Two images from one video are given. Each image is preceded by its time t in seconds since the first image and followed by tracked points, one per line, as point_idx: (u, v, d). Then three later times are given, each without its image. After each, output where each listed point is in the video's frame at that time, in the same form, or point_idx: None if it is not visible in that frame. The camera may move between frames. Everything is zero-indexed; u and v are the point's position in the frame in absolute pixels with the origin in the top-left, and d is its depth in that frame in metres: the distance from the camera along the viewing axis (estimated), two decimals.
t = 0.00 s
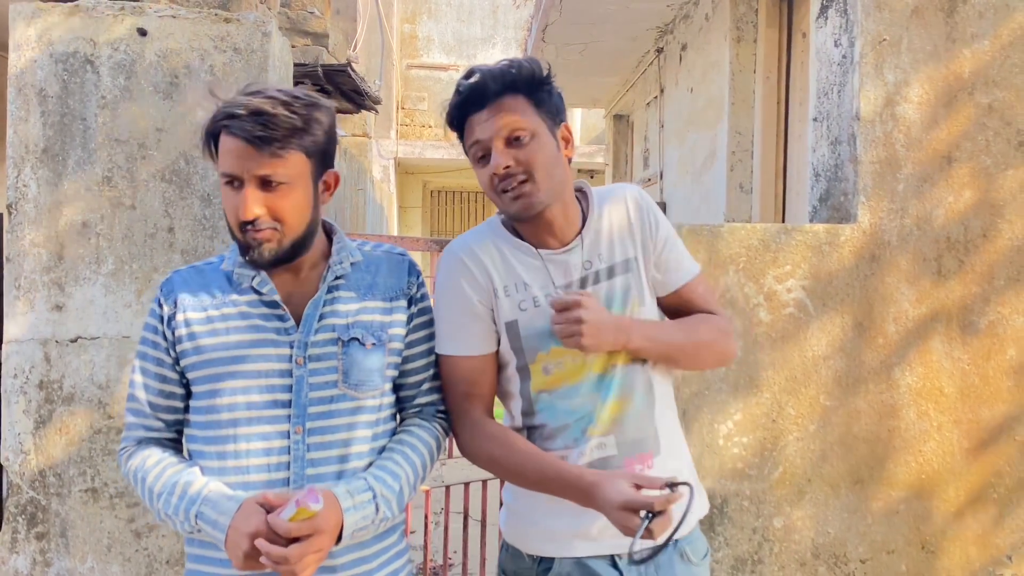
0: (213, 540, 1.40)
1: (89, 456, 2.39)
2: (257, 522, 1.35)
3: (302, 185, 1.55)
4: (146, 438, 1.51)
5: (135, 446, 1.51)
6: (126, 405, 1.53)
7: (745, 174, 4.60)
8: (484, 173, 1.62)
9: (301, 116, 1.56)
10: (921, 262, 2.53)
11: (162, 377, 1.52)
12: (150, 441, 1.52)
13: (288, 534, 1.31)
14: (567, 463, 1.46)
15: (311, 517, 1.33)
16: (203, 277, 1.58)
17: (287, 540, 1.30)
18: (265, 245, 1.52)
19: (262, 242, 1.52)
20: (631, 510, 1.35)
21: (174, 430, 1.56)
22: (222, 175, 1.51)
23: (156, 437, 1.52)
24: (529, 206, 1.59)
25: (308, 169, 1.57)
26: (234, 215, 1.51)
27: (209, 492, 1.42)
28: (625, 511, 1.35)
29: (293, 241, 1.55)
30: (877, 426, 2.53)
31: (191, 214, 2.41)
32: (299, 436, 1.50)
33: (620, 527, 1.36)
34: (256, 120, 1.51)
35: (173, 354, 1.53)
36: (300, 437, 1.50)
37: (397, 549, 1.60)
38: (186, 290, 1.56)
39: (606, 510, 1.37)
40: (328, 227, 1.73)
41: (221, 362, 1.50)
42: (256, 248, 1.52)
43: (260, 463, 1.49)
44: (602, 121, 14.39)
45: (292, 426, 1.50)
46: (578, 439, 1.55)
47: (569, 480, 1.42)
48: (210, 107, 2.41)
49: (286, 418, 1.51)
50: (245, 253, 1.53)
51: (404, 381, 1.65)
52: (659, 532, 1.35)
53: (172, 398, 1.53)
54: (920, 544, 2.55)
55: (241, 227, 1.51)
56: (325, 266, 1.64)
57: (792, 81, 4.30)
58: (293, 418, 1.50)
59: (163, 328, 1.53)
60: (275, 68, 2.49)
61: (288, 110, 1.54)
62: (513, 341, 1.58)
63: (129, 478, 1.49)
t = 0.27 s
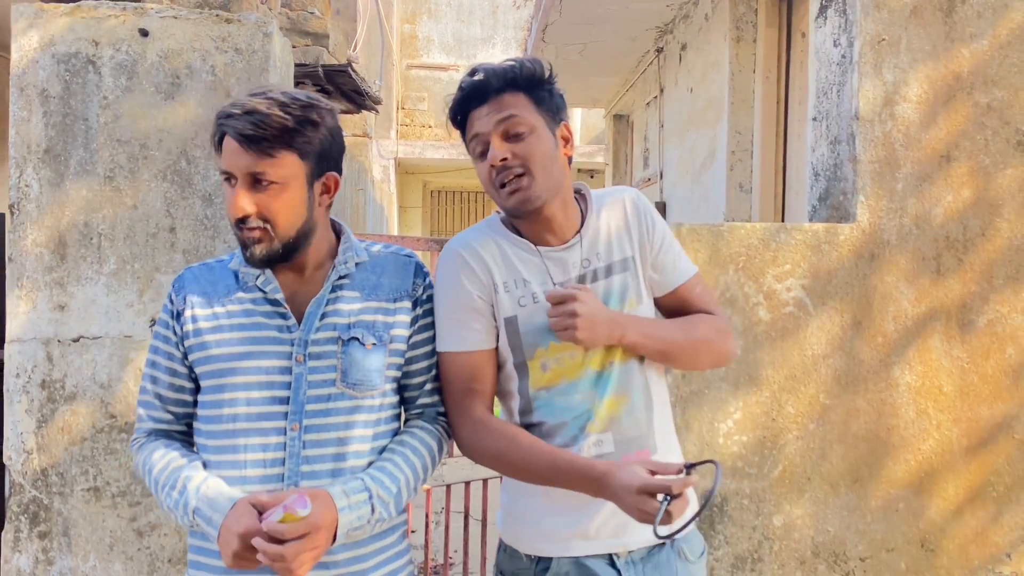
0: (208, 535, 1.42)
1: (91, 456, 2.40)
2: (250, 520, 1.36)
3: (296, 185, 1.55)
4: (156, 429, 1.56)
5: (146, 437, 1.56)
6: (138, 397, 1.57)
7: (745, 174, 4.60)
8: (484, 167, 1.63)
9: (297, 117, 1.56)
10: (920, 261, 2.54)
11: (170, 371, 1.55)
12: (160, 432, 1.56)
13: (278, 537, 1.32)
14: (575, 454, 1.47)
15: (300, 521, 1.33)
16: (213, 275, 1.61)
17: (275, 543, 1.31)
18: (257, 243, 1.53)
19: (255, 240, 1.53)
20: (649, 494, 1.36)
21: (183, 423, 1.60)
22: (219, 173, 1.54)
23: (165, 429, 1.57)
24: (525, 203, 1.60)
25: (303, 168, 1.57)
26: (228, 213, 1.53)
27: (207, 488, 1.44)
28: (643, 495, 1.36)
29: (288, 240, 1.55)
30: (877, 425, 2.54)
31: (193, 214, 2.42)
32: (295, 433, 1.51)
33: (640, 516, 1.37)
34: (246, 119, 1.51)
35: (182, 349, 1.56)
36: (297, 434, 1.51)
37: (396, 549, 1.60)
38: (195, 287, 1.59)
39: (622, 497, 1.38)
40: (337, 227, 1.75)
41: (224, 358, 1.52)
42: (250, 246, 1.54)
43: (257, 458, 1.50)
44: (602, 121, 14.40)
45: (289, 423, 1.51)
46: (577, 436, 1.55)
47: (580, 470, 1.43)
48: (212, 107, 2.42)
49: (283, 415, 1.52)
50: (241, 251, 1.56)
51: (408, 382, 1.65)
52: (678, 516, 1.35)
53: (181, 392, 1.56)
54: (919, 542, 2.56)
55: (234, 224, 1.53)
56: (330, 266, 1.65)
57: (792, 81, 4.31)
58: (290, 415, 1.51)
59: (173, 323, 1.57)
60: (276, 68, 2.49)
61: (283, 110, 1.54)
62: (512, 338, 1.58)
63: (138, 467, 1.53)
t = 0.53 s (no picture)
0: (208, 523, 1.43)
1: (94, 454, 2.40)
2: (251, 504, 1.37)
3: (291, 183, 1.57)
4: (160, 420, 1.56)
5: (150, 427, 1.57)
6: (144, 387, 1.58)
7: (746, 172, 4.60)
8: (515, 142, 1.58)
9: (294, 116, 1.56)
10: (922, 259, 2.54)
11: (177, 361, 1.56)
12: (164, 423, 1.57)
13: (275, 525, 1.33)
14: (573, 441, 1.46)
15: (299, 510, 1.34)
16: (220, 270, 1.62)
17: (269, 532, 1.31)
18: (251, 237, 1.57)
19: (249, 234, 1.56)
20: (648, 474, 1.35)
21: (188, 415, 1.60)
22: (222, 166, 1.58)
23: (170, 420, 1.57)
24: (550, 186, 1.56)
25: (298, 165, 1.58)
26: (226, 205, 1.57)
27: (207, 477, 1.44)
28: (642, 475, 1.35)
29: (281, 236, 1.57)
30: (878, 422, 2.54)
31: (195, 213, 2.42)
32: (296, 425, 1.51)
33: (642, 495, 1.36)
34: (244, 116, 1.53)
35: (188, 340, 1.57)
36: (297, 426, 1.51)
37: (394, 544, 1.60)
38: (203, 281, 1.61)
39: (621, 481, 1.37)
40: (343, 224, 1.75)
41: (228, 351, 1.53)
42: (246, 239, 1.58)
43: (258, 449, 1.51)
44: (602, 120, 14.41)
45: (290, 415, 1.52)
46: (578, 428, 1.56)
47: (578, 456, 1.41)
48: (214, 106, 2.42)
49: (284, 407, 1.52)
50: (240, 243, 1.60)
51: (410, 380, 1.66)
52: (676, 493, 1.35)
53: (187, 383, 1.57)
54: (921, 539, 2.56)
55: (233, 216, 1.57)
56: (333, 264, 1.65)
57: (792, 80, 4.31)
58: (291, 408, 1.52)
59: (180, 315, 1.58)
60: (278, 67, 2.50)
61: (281, 109, 1.55)
62: (512, 332, 1.57)
63: (142, 457, 1.54)
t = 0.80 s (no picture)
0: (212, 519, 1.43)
1: (96, 454, 2.41)
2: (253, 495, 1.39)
3: (323, 186, 1.58)
4: (162, 419, 1.57)
5: (152, 426, 1.57)
6: (145, 387, 1.58)
7: (746, 172, 4.60)
8: (483, 145, 1.66)
9: (323, 120, 1.59)
10: (921, 257, 2.55)
11: (178, 361, 1.57)
12: (166, 422, 1.57)
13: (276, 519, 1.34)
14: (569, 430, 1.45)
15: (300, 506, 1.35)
16: (220, 270, 1.63)
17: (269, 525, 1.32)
18: (286, 241, 1.55)
19: (291, 239, 1.55)
20: (645, 463, 1.36)
21: (189, 414, 1.61)
22: (248, 173, 1.53)
23: (171, 420, 1.57)
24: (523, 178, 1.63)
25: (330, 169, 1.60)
26: (259, 214, 1.53)
27: (209, 474, 1.44)
28: (639, 464, 1.36)
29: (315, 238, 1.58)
30: (878, 421, 2.55)
31: (196, 213, 2.43)
32: (298, 420, 1.52)
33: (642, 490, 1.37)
34: (285, 124, 1.53)
35: (189, 339, 1.58)
36: (299, 421, 1.52)
37: (395, 538, 1.61)
38: (203, 281, 1.61)
39: (619, 469, 1.37)
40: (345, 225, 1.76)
41: (228, 348, 1.54)
42: (282, 245, 1.55)
43: (259, 445, 1.51)
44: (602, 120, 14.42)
45: (291, 410, 1.52)
46: (585, 406, 1.55)
47: (575, 446, 1.41)
48: (215, 107, 2.43)
49: (285, 403, 1.53)
50: (270, 250, 1.56)
51: (409, 375, 1.66)
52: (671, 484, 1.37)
53: (187, 382, 1.58)
54: (921, 536, 2.57)
55: (268, 225, 1.53)
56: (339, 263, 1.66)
57: (792, 79, 4.31)
58: (292, 403, 1.52)
59: (181, 315, 1.59)
60: (279, 68, 2.50)
61: (311, 113, 1.57)
62: (512, 312, 1.57)
63: (143, 456, 1.54)
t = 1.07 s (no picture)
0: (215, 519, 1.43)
1: (96, 453, 2.41)
2: (257, 496, 1.39)
3: (313, 186, 1.57)
4: (162, 417, 1.57)
5: (152, 425, 1.57)
6: (144, 385, 1.58)
7: (745, 170, 4.60)
8: (473, 167, 1.65)
9: (318, 120, 1.59)
10: (921, 255, 2.55)
11: (178, 360, 1.57)
12: (166, 421, 1.57)
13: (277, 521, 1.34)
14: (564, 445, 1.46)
15: (303, 507, 1.35)
16: (217, 268, 1.63)
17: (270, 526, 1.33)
18: (274, 241, 1.55)
19: (275, 237, 1.55)
20: (641, 479, 1.37)
21: (188, 412, 1.61)
22: (237, 169, 1.54)
23: (171, 418, 1.58)
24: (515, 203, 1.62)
25: (320, 169, 1.59)
26: (244, 209, 1.54)
27: (211, 473, 1.44)
28: (635, 480, 1.37)
29: (301, 239, 1.57)
30: (878, 419, 2.55)
31: (195, 212, 2.42)
32: (299, 418, 1.52)
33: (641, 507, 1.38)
34: (273, 121, 1.53)
35: (188, 338, 1.58)
36: (300, 419, 1.52)
37: (397, 533, 1.61)
38: (201, 279, 1.61)
39: (614, 485, 1.38)
40: (341, 222, 1.76)
41: (228, 347, 1.54)
42: (267, 242, 1.56)
43: (261, 443, 1.51)
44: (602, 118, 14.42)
45: (292, 409, 1.52)
46: (575, 426, 1.56)
47: (571, 460, 1.41)
48: (214, 107, 2.43)
49: (286, 401, 1.53)
50: (257, 247, 1.57)
51: (407, 373, 1.66)
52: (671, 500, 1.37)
53: (187, 380, 1.58)
54: (921, 535, 2.57)
55: (253, 220, 1.54)
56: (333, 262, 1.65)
57: (792, 78, 4.31)
58: (293, 402, 1.52)
59: (180, 313, 1.59)
60: (277, 67, 2.50)
61: (306, 113, 1.57)
62: (504, 329, 1.57)
63: (143, 455, 1.53)
